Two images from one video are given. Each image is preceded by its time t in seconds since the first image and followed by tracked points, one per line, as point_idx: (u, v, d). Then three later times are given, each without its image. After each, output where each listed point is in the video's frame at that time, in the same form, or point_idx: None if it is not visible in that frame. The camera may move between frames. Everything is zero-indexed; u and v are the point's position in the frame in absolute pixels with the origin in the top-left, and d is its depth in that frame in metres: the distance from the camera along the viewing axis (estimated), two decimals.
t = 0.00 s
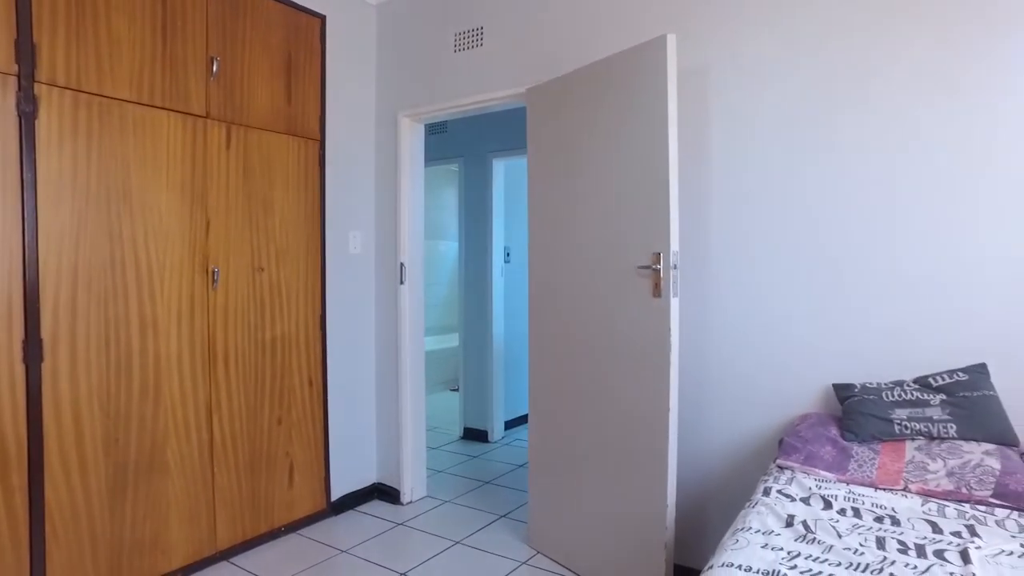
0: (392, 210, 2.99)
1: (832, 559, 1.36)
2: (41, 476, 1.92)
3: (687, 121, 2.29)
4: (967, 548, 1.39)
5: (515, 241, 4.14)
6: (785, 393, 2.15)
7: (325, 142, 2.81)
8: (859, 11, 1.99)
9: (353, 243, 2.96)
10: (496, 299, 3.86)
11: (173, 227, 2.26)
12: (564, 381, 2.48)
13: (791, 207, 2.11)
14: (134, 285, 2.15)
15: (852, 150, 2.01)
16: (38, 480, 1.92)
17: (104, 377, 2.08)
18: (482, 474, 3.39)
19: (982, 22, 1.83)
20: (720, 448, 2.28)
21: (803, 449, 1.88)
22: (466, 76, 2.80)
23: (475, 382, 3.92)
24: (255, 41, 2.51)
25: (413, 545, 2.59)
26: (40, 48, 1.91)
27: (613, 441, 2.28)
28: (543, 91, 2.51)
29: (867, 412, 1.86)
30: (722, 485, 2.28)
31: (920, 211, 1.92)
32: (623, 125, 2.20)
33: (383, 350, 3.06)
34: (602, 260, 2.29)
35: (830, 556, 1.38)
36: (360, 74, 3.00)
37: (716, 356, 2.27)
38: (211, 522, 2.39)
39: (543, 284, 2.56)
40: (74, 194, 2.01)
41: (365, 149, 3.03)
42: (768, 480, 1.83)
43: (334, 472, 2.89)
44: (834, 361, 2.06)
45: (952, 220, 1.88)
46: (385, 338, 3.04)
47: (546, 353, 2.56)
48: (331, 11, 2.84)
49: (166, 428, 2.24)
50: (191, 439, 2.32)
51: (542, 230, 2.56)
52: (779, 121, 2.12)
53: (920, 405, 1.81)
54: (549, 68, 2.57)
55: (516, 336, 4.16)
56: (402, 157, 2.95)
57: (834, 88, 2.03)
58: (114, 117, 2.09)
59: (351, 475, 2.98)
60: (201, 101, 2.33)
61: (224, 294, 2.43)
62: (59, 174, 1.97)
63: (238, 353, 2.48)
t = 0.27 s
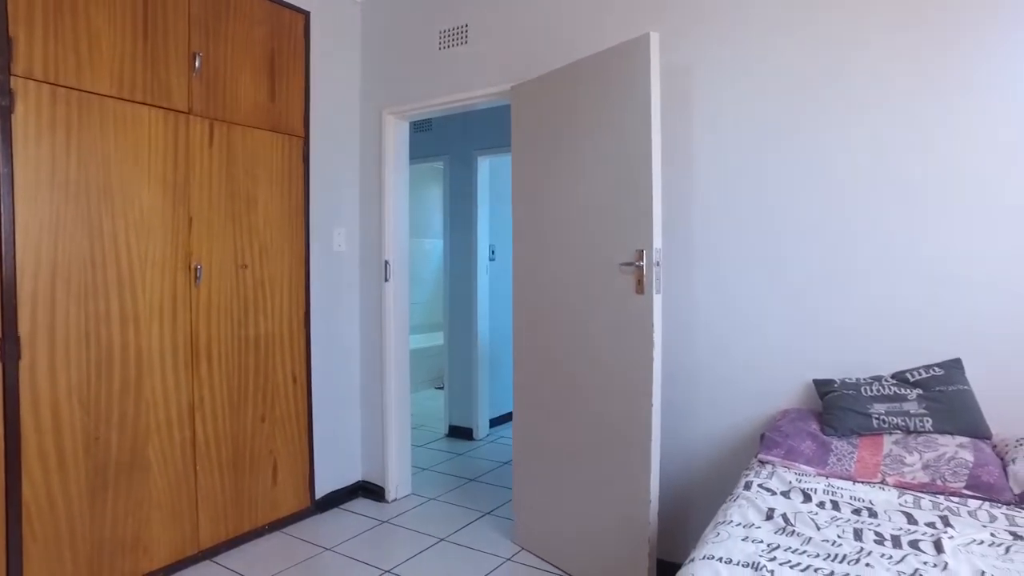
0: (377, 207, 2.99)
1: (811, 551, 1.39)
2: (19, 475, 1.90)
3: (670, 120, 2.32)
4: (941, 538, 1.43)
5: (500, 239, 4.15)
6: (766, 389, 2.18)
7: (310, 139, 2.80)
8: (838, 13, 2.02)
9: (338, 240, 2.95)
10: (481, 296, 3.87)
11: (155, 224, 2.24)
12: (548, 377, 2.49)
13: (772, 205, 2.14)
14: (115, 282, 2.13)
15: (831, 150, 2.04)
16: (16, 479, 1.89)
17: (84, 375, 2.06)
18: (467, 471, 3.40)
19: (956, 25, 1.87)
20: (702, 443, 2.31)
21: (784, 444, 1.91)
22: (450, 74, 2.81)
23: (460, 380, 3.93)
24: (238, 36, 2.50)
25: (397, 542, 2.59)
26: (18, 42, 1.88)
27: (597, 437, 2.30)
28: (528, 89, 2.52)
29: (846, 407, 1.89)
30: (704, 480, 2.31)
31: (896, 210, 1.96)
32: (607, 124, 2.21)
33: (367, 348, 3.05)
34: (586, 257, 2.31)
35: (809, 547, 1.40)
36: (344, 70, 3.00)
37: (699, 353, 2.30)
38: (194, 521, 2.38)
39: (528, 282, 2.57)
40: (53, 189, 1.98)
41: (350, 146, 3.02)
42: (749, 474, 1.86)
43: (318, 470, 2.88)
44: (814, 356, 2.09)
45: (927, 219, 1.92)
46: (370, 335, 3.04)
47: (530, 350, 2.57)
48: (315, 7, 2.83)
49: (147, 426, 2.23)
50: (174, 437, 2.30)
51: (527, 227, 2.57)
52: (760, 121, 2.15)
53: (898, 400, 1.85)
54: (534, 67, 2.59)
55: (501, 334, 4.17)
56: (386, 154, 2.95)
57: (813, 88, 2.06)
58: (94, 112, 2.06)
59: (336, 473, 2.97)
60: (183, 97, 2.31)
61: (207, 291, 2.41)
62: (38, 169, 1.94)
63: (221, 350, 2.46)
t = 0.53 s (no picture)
0: (358, 205, 2.98)
1: (788, 542, 1.41)
2: None
3: (650, 119, 2.34)
4: (912, 529, 1.46)
5: (482, 237, 4.15)
6: (744, 384, 2.21)
7: (290, 136, 2.78)
8: (814, 15, 2.06)
9: (319, 238, 2.94)
10: (464, 294, 3.87)
11: (133, 221, 2.22)
12: (530, 374, 2.51)
13: (750, 204, 2.17)
14: (91, 280, 2.11)
15: (807, 149, 2.08)
16: None
17: (60, 374, 2.03)
18: (449, 469, 3.41)
19: (927, 28, 1.92)
20: (682, 439, 2.33)
21: (762, 439, 1.94)
22: (432, 71, 2.81)
23: (443, 378, 3.93)
24: (217, 32, 2.48)
25: (380, 540, 2.59)
26: None
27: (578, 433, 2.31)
28: (510, 87, 2.53)
29: (822, 402, 1.92)
30: (684, 475, 2.34)
31: (870, 208, 2.00)
32: (588, 122, 2.23)
33: (349, 346, 3.04)
34: (567, 254, 2.33)
35: (785, 539, 1.43)
36: (326, 67, 2.98)
37: (679, 349, 2.33)
38: (173, 521, 2.35)
39: (510, 279, 2.58)
40: (28, 186, 1.95)
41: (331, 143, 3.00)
42: (728, 468, 1.89)
43: (300, 469, 2.86)
44: (791, 352, 2.13)
45: (899, 217, 1.96)
46: (352, 333, 3.03)
47: (512, 347, 2.58)
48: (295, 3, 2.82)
49: (126, 426, 2.20)
50: (153, 436, 2.28)
51: (509, 225, 2.58)
52: (738, 120, 2.18)
53: (872, 394, 1.88)
54: (515, 65, 2.59)
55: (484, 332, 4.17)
56: (368, 152, 2.94)
57: (790, 88, 2.10)
58: (69, 108, 2.04)
59: (317, 472, 2.96)
60: (162, 93, 2.29)
61: (186, 289, 2.39)
62: (11, 165, 1.91)
63: (201, 349, 2.44)
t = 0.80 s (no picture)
0: (340, 201, 2.97)
1: (765, 534, 1.44)
2: None
3: (631, 116, 2.36)
4: (885, 519, 1.49)
5: (465, 235, 4.15)
6: (723, 379, 2.24)
7: (271, 132, 2.76)
8: (791, 15, 2.09)
9: (300, 234, 2.92)
10: (447, 291, 3.87)
11: (110, 217, 2.19)
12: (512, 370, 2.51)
13: (729, 201, 2.20)
14: (68, 276, 2.08)
15: (785, 147, 2.11)
16: None
17: (35, 371, 2.00)
18: (432, 466, 3.41)
19: (901, 29, 1.96)
20: (662, 433, 2.36)
21: (741, 433, 1.97)
22: (415, 67, 2.80)
23: (425, 375, 3.93)
24: (197, 26, 2.45)
25: (362, 537, 2.59)
26: None
27: (560, 428, 2.33)
28: (492, 83, 2.54)
29: (800, 396, 1.95)
30: (663, 469, 2.36)
31: (845, 205, 2.04)
32: (570, 119, 2.24)
33: (331, 342, 3.03)
34: (549, 251, 2.34)
35: (762, 531, 1.45)
36: (307, 62, 2.96)
37: (659, 345, 2.35)
38: (151, 520, 2.33)
39: (492, 276, 2.59)
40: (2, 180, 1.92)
41: (313, 139, 2.99)
42: (707, 462, 1.91)
43: (281, 466, 2.85)
44: (768, 347, 2.16)
45: (874, 214, 2.00)
46: (333, 330, 3.02)
47: (495, 343, 2.59)
48: None
49: (103, 424, 2.18)
50: (131, 434, 2.26)
51: (491, 221, 2.58)
52: (717, 118, 2.21)
53: (848, 388, 1.92)
54: (498, 62, 2.60)
55: (467, 329, 4.18)
56: (350, 148, 2.93)
57: (768, 87, 2.13)
58: (44, 101, 2.00)
59: (299, 469, 2.94)
60: (139, 87, 2.26)
61: (165, 286, 2.37)
62: None
63: (180, 346, 2.42)
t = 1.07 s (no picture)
0: (322, 197, 2.95)
1: (744, 525, 1.46)
2: None
3: (614, 113, 2.37)
4: (861, 509, 1.52)
5: (448, 231, 4.15)
6: (704, 374, 2.27)
7: (252, 126, 2.74)
8: (771, 15, 2.12)
9: (282, 230, 2.90)
10: (430, 288, 3.86)
11: (88, 212, 2.16)
12: (495, 366, 2.52)
13: (709, 198, 2.23)
14: (43, 272, 2.05)
15: (764, 145, 2.14)
16: None
17: (10, 368, 1.97)
18: (415, 462, 3.41)
19: (877, 29, 1.99)
20: (644, 428, 2.38)
21: (721, 427, 1.99)
22: (397, 63, 2.79)
23: (408, 372, 3.92)
24: (176, 19, 2.42)
25: (345, 534, 2.58)
26: None
27: (543, 424, 2.34)
28: (475, 79, 2.53)
29: (779, 391, 1.98)
30: (645, 463, 2.38)
31: (823, 202, 2.07)
32: (552, 116, 2.25)
33: (313, 339, 3.02)
34: (532, 247, 2.35)
35: (742, 522, 1.48)
36: (289, 57, 2.94)
37: (641, 340, 2.37)
38: (130, 519, 2.31)
39: (475, 272, 2.59)
40: None
41: (294, 134, 2.97)
42: (689, 455, 1.93)
43: (263, 464, 2.83)
44: (748, 342, 2.19)
45: (851, 211, 2.04)
46: (316, 326, 3.00)
47: (478, 339, 2.59)
48: None
49: (81, 421, 2.15)
50: (109, 432, 2.23)
51: (474, 217, 2.59)
52: (698, 116, 2.23)
53: (826, 382, 1.95)
54: (481, 58, 2.60)
55: (450, 326, 4.18)
56: (332, 144, 2.91)
57: (748, 86, 2.16)
58: (19, 93, 1.97)
59: (281, 467, 2.92)
60: (117, 80, 2.22)
61: (144, 282, 2.34)
62: None
63: (160, 342, 2.39)
